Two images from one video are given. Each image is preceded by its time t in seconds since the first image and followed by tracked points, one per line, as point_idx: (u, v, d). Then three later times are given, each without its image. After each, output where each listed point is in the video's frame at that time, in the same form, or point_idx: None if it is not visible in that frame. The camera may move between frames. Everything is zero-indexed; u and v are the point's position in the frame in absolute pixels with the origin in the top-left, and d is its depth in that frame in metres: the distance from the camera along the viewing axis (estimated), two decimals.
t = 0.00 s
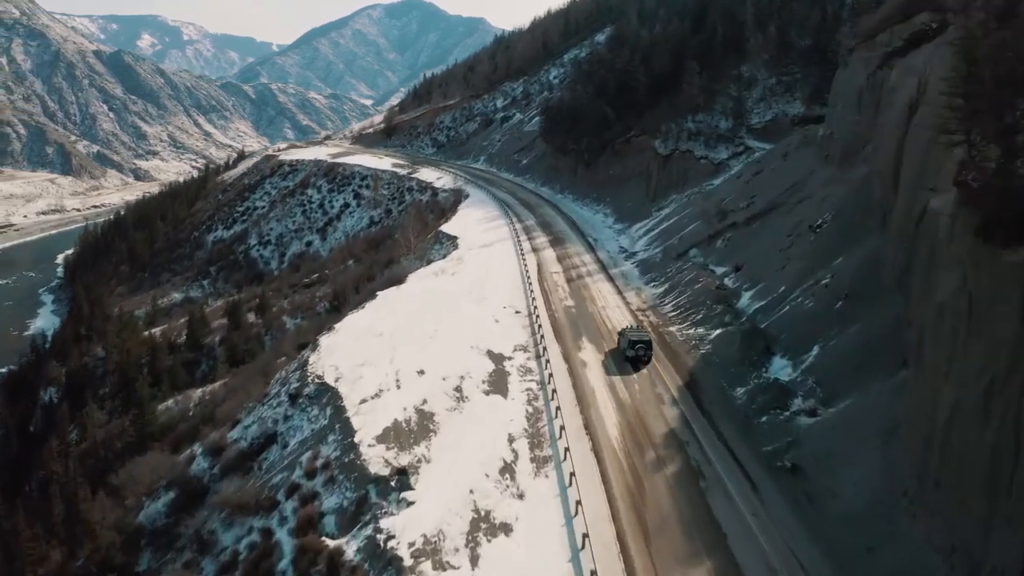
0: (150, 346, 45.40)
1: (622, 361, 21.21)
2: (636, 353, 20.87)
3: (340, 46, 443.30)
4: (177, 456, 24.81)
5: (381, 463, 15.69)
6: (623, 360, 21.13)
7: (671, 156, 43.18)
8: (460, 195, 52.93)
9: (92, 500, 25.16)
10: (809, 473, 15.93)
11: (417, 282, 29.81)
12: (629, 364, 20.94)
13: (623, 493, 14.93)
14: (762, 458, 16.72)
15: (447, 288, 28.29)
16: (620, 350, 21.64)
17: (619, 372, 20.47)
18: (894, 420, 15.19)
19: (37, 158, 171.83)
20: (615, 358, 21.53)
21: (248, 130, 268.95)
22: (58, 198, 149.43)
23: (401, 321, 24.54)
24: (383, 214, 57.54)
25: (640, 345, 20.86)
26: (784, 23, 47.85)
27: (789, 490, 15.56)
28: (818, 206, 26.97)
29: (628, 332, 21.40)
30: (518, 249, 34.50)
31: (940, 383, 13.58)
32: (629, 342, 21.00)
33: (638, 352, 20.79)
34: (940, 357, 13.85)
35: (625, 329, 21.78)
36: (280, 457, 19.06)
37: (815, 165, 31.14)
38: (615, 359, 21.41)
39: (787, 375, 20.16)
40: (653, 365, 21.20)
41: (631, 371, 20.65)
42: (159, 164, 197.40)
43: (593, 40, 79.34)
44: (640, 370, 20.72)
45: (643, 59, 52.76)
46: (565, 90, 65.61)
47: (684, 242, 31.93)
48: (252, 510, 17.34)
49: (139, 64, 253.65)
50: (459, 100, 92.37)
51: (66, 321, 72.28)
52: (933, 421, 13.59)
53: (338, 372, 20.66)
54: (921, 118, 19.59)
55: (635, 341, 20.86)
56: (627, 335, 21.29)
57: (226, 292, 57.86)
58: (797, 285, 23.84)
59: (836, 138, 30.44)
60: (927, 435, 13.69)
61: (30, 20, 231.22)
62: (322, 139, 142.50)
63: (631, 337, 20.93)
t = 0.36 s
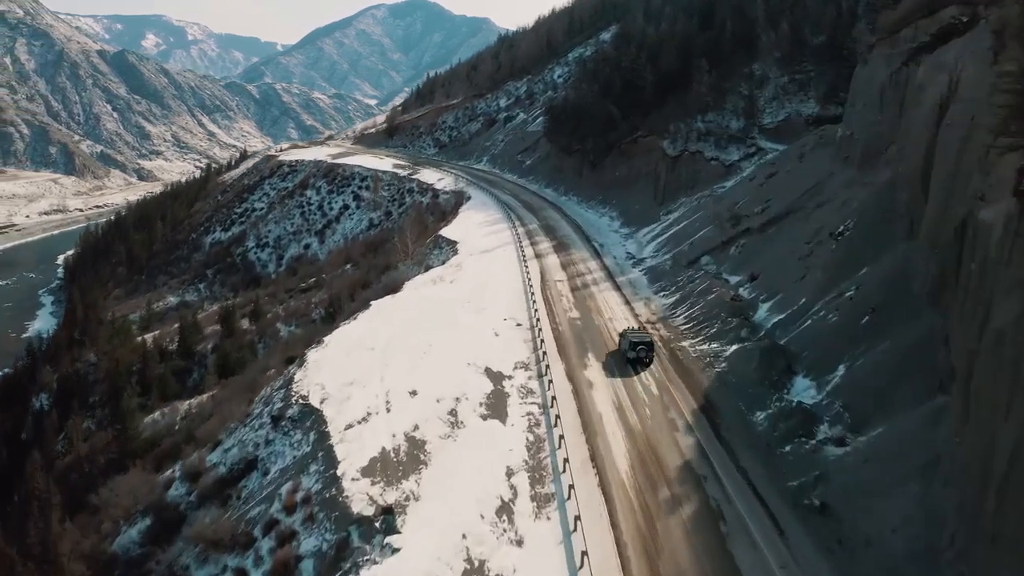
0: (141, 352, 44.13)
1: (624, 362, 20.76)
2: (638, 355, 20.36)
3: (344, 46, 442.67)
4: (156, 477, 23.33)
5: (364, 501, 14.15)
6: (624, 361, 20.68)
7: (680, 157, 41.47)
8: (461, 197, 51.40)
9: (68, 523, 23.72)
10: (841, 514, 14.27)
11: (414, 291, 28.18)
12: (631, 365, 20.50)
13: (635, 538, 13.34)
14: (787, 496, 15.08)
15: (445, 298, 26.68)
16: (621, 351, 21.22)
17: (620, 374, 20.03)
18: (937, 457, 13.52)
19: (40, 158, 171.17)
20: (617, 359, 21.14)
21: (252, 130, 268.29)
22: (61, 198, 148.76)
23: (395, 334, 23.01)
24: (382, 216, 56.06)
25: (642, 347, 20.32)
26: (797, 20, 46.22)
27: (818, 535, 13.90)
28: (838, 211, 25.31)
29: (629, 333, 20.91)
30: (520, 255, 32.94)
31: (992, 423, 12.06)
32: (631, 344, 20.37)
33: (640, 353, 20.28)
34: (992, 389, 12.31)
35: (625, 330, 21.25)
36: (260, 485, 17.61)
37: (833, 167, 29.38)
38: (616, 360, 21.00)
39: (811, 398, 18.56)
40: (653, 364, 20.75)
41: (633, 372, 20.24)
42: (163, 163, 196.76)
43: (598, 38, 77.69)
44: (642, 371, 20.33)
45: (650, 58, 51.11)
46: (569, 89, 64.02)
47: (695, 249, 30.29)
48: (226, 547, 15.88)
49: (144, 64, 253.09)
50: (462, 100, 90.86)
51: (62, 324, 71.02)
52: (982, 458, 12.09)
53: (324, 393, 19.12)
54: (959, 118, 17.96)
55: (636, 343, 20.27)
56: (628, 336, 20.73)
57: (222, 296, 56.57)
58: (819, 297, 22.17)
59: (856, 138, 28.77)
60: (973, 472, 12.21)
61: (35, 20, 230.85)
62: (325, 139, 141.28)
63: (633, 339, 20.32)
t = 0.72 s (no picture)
0: (131, 358, 42.75)
1: (625, 364, 20.32)
2: (639, 356, 19.84)
3: (348, 46, 442.12)
4: (134, 501, 21.90)
5: (343, 548, 12.61)
6: (626, 363, 20.25)
7: (689, 159, 39.60)
8: (462, 199, 49.91)
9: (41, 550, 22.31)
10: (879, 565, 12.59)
11: (410, 301, 26.61)
12: (632, 368, 20.00)
13: None
14: (818, 542, 13.41)
15: (442, 309, 25.10)
16: (623, 353, 20.75)
17: (619, 376, 19.59)
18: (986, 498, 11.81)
19: (43, 157, 170.61)
20: (619, 360, 20.71)
21: (256, 130, 267.72)
22: (63, 198, 148.04)
23: (387, 349, 21.48)
24: (382, 218, 54.58)
25: (644, 348, 19.74)
26: (811, 17, 44.51)
27: None
28: (861, 217, 23.58)
29: (630, 333, 20.43)
30: (523, 262, 31.36)
31: None
32: (632, 345, 19.80)
33: (642, 355, 19.72)
34: None
35: (626, 332, 20.73)
36: (235, 520, 16.15)
37: (853, 169, 27.54)
38: (617, 361, 20.59)
39: (840, 426, 16.91)
40: (654, 366, 20.24)
41: (634, 374, 19.81)
42: (167, 163, 196.13)
43: (604, 36, 75.94)
44: (644, 372, 19.93)
45: (658, 55, 49.25)
46: (574, 88, 62.47)
47: (708, 257, 28.62)
48: None
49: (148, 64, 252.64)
50: (464, 99, 89.40)
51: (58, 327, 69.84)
52: None
53: (307, 416, 17.60)
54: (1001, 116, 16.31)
55: (638, 344, 19.69)
56: (630, 338, 20.18)
57: (218, 299, 55.21)
58: (844, 311, 20.46)
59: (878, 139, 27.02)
60: None
61: (40, 20, 230.53)
62: (328, 139, 140.03)
63: (634, 340, 19.75)
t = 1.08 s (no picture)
0: (121, 366, 41.38)
1: (626, 366, 19.89)
2: (641, 358, 19.39)
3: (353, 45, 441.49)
4: (107, 528, 20.46)
5: None
6: (626, 364, 19.80)
7: (699, 160, 37.96)
8: (463, 201, 48.41)
9: None
10: None
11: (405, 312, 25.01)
12: (634, 369, 19.53)
13: None
14: None
15: (439, 323, 23.49)
16: (624, 354, 20.28)
17: (620, 377, 19.12)
18: None
19: (46, 157, 169.93)
20: (619, 361, 20.27)
21: (260, 130, 267.11)
22: (66, 198, 147.32)
23: (377, 367, 19.94)
24: (382, 221, 53.11)
25: (646, 350, 19.28)
26: (825, 13, 42.83)
27: None
28: (886, 225, 21.86)
29: (632, 334, 19.95)
30: (525, 269, 29.76)
31: None
32: (635, 347, 19.32)
33: (644, 357, 19.26)
34: None
35: (628, 333, 20.25)
36: (206, 561, 14.66)
37: (876, 172, 25.61)
38: (618, 363, 20.12)
39: (873, 459, 15.24)
40: (657, 367, 19.79)
41: (635, 376, 19.37)
42: (170, 164, 195.45)
43: (610, 34, 74.19)
44: (645, 373, 19.55)
45: (666, 52, 47.36)
46: (579, 88, 60.89)
47: (721, 266, 26.96)
48: None
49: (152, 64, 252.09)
50: (467, 99, 87.89)
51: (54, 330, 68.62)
52: None
53: (287, 445, 16.08)
54: None
55: (641, 347, 19.20)
56: (632, 339, 19.67)
57: (214, 304, 53.88)
58: (871, 328, 18.77)
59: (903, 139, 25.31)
60: None
61: (44, 20, 230.11)
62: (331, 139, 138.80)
63: (637, 342, 19.23)
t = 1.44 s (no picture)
0: (111, 373, 40.13)
1: (627, 367, 19.60)
2: (642, 359, 19.15)
3: (357, 45, 441.10)
4: (80, 555, 19.19)
5: None
6: (628, 365, 19.54)
7: (709, 162, 36.50)
8: (464, 204, 47.02)
9: None
10: None
11: (399, 323, 23.58)
12: (636, 371, 19.23)
13: None
14: None
15: (435, 336, 22.06)
16: (626, 355, 20.00)
17: (621, 378, 18.82)
18: None
19: (49, 157, 169.39)
20: (620, 362, 20.02)
21: (264, 130, 266.65)
22: (69, 198, 146.63)
23: (368, 386, 18.55)
24: (381, 224, 51.79)
25: (648, 351, 19.02)
26: (840, 9, 41.22)
27: None
28: (911, 233, 20.24)
29: (633, 334, 19.66)
30: (527, 276, 28.30)
31: None
32: (636, 348, 19.06)
33: (646, 359, 19.00)
34: None
35: (629, 333, 19.99)
36: None
37: (898, 175, 23.70)
38: (619, 364, 19.82)
39: (909, 495, 13.62)
40: (659, 369, 19.52)
41: (636, 377, 19.08)
42: (174, 164, 194.91)
43: (615, 32, 72.59)
44: (647, 374, 19.29)
45: (673, 50, 45.71)
46: (584, 87, 59.42)
47: (734, 275, 25.44)
48: None
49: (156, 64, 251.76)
50: (470, 98, 86.55)
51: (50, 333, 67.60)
52: None
53: (265, 476, 14.72)
54: None
55: (642, 348, 18.94)
56: (633, 340, 19.38)
57: (210, 309, 52.65)
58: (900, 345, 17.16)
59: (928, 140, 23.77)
60: None
61: (48, 20, 229.84)
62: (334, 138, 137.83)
63: (638, 344, 18.94)
